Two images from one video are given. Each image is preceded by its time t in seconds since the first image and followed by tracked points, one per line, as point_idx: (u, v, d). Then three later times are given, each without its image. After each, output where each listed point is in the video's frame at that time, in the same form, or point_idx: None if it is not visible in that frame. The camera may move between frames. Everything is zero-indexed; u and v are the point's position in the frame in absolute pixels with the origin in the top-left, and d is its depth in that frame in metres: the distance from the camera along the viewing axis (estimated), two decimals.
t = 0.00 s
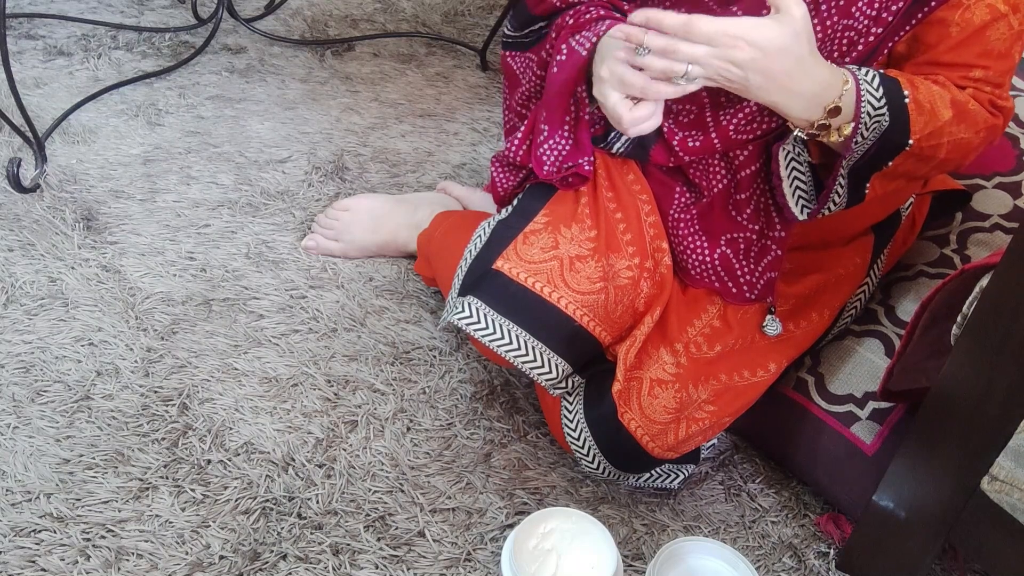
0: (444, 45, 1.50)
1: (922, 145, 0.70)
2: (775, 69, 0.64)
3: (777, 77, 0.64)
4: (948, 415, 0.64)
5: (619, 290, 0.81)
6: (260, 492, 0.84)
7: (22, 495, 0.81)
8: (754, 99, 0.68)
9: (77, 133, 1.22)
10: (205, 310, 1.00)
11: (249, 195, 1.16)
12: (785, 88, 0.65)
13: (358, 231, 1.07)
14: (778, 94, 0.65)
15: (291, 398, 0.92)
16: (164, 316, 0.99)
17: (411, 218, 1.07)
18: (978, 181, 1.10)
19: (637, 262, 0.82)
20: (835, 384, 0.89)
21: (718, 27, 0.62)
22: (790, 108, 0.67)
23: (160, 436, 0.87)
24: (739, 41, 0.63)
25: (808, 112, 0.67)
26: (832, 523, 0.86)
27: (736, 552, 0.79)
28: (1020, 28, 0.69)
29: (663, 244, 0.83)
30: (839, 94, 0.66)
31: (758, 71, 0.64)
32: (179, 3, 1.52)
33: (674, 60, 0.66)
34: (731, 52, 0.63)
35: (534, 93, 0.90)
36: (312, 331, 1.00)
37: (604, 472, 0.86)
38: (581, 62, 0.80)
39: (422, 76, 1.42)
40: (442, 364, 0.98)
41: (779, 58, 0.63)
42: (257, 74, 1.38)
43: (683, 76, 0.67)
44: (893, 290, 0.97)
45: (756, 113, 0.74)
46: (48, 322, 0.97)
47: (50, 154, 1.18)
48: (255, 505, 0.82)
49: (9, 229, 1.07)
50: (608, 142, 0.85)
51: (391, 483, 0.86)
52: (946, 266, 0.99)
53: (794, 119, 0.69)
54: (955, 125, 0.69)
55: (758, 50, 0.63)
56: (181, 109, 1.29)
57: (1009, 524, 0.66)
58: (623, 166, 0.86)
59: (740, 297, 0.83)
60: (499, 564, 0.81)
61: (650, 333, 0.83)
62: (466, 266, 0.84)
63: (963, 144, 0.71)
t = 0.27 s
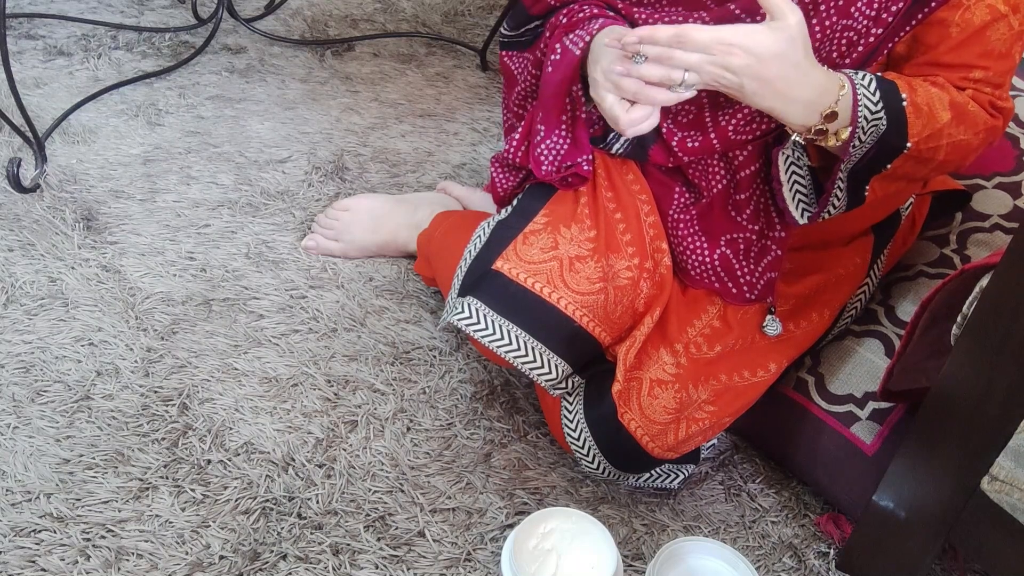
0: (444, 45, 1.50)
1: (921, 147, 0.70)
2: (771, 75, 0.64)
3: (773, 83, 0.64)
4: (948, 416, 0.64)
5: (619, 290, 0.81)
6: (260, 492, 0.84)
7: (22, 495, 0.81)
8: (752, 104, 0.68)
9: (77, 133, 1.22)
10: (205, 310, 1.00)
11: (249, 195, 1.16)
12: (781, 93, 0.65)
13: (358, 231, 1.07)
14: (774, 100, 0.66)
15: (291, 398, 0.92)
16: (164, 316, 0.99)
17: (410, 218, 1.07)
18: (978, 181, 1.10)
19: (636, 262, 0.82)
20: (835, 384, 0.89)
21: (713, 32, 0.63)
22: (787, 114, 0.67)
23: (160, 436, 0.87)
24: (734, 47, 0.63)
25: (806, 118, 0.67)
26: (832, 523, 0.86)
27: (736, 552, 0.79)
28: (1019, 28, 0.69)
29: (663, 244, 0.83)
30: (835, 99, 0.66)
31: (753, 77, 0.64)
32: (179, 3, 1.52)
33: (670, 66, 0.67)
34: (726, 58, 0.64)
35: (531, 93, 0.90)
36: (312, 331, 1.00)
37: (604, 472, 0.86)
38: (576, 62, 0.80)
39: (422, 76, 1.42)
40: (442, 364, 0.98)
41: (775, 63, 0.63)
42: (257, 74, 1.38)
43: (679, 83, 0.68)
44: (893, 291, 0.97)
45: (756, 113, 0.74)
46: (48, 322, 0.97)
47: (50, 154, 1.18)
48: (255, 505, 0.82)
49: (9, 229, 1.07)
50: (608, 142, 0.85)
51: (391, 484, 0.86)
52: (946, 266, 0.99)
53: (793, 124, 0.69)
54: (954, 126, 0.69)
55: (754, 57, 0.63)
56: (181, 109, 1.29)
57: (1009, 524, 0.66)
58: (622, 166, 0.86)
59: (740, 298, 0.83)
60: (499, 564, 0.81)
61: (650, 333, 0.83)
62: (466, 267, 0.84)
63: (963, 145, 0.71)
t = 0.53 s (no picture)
0: (444, 45, 1.50)
1: (921, 148, 0.70)
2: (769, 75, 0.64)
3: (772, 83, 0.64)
4: (948, 416, 0.64)
5: (619, 291, 0.81)
6: (260, 492, 0.84)
7: (22, 495, 0.81)
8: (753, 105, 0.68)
9: (77, 133, 1.22)
10: (205, 310, 1.00)
11: (249, 195, 1.16)
12: (780, 94, 0.65)
13: (358, 231, 1.07)
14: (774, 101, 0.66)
15: (291, 398, 0.92)
16: (164, 316, 0.99)
17: (411, 218, 1.07)
18: (978, 181, 1.10)
19: (636, 263, 0.82)
20: (835, 384, 0.89)
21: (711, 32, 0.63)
22: (787, 115, 0.67)
23: (160, 436, 0.87)
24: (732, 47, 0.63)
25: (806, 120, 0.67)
26: (832, 523, 0.86)
27: (736, 552, 0.79)
28: (1020, 29, 0.69)
29: (663, 244, 0.83)
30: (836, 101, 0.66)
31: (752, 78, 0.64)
32: (179, 3, 1.52)
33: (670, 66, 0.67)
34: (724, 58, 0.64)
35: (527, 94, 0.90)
36: (312, 331, 1.00)
37: (604, 472, 0.86)
38: (572, 64, 0.80)
39: (422, 76, 1.42)
40: (442, 364, 0.98)
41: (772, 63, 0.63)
42: (257, 74, 1.38)
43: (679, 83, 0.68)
44: (893, 291, 0.97)
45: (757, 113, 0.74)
46: (48, 322, 0.97)
47: (50, 154, 1.18)
48: (255, 505, 0.82)
49: (9, 229, 1.07)
50: (608, 144, 0.85)
51: (391, 484, 0.86)
52: (946, 266, 0.99)
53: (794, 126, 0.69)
54: (955, 126, 0.69)
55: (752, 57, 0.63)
56: (181, 109, 1.29)
57: (1009, 524, 0.66)
58: (622, 166, 0.86)
59: (740, 298, 0.83)
60: (499, 564, 0.81)
61: (650, 333, 0.83)
62: (466, 267, 0.84)
63: (964, 146, 0.71)
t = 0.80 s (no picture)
0: (444, 45, 1.50)
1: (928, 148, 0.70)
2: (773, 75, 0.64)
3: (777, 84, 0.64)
4: (948, 415, 0.64)
5: (619, 291, 0.81)
6: (260, 492, 0.84)
7: (22, 495, 0.81)
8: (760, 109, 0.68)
9: (77, 133, 1.22)
10: (205, 310, 1.00)
11: (249, 195, 1.16)
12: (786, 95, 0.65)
13: (358, 231, 1.07)
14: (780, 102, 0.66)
15: (291, 398, 0.92)
16: (164, 316, 0.99)
17: (411, 218, 1.07)
18: (979, 181, 1.10)
19: (636, 263, 0.82)
20: (835, 384, 0.89)
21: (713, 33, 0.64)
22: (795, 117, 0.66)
23: (160, 436, 0.87)
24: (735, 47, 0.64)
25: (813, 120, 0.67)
26: (832, 523, 0.86)
27: (736, 552, 0.79)
28: (1022, 30, 0.69)
29: (663, 244, 0.83)
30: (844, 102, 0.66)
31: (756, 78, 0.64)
32: (179, 3, 1.52)
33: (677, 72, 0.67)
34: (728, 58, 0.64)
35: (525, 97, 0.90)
36: (312, 331, 1.00)
37: (604, 472, 0.86)
38: (570, 66, 0.80)
39: (422, 76, 1.42)
40: (442, 364, 0.98)
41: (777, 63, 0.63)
42: (257, 74, 1.38)
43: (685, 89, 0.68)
44: (893, 291, 0.97)
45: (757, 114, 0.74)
46: (48, 322, 0.97)
47: (50, 154, 1.18)
48: (255, 505, 0.82)
49: (9, 229, 1.07)
50: (608, 145, 0.85)
51: (391, 483, 0.86)
52: (947, 266, 0.99)
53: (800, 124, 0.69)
54: (960, 127, 0.70)
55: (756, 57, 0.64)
56: (181, 109, 1.29)
57: (1009, 524, 0.66)
58: (622, 167, 0.86)
59: (740, 298, 0.83)
60: (499, 564, 0.81)
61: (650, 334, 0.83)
62: (466, 267, 0.84)
63: (970, 145, 0.71)
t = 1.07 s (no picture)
0: (444, 45, 1.50)
1: (925, 145, 0.70)
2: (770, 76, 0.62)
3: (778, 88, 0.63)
4: (947, 415, 0.64)
5: (619, 291, 0.81)
6: (260, 492, 0.84)
7: (22, 495, 0.81)
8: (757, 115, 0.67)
9: (77, 133, 1.22)
10: (205, 310, 1.00)
11: (249, 195, 1.16)
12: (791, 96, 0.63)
13: (358, 232, 1.07)
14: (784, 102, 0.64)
15: (291, 398, 0.92)
16: (164, 316, 0.99)
17: (411, 219, 1.07)
18: (979, 181, 1.10)
19: (636, 263, 0.82)
20: (835, 384, 0.89)
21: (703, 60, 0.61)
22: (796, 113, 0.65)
23: (160, 436, 0.87)
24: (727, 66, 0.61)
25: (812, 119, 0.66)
26: (832, 523, 0.86)
27: (736, 552, 0.79)
28: (1021, 31, 0.69)
29: (663, 244, 0.83)
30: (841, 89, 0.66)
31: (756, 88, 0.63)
32: (179, 3, 1.52)
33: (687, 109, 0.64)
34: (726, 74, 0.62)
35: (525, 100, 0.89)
36: (312, 331, 1.00)
37: (604, 472, 0.86)
38: (570, 75, 0.79)
39: (422, 76, 1.42)
40: (442, 364, 0.98)
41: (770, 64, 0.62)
42: (257, 74, 1.38)
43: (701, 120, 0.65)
44: (893, 291, 0.97)
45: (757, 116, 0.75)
46: (48, 322, 0.97)
47: (50, 154, 1.18)
48: (255, 505, 0.82)
49: (9, 229, 1.07)
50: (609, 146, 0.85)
51: (391, 484, 0.86)
52: (947, 266, 0.99)
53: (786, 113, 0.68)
54: (957, 124, 0.70)
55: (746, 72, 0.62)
56: (181, 109, 1.29)
57: (1009, 525, 0.66)
58: (622, 167, 0.86)
59: (740, 298, 0.82)
60: (499, 564, 0.81)
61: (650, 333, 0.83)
62: (466, 267, 0.84)
63: (968, 144, 0.71)
